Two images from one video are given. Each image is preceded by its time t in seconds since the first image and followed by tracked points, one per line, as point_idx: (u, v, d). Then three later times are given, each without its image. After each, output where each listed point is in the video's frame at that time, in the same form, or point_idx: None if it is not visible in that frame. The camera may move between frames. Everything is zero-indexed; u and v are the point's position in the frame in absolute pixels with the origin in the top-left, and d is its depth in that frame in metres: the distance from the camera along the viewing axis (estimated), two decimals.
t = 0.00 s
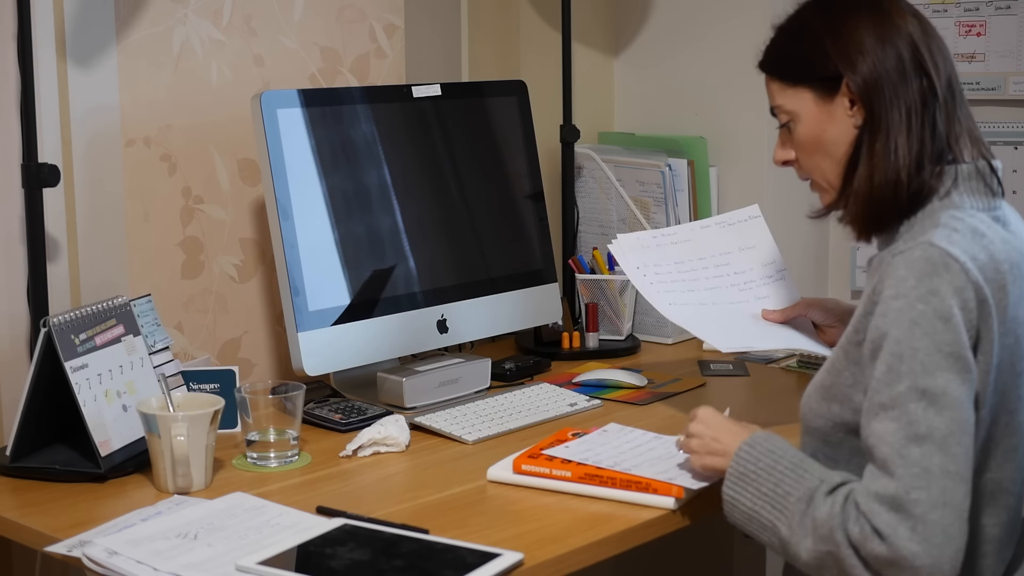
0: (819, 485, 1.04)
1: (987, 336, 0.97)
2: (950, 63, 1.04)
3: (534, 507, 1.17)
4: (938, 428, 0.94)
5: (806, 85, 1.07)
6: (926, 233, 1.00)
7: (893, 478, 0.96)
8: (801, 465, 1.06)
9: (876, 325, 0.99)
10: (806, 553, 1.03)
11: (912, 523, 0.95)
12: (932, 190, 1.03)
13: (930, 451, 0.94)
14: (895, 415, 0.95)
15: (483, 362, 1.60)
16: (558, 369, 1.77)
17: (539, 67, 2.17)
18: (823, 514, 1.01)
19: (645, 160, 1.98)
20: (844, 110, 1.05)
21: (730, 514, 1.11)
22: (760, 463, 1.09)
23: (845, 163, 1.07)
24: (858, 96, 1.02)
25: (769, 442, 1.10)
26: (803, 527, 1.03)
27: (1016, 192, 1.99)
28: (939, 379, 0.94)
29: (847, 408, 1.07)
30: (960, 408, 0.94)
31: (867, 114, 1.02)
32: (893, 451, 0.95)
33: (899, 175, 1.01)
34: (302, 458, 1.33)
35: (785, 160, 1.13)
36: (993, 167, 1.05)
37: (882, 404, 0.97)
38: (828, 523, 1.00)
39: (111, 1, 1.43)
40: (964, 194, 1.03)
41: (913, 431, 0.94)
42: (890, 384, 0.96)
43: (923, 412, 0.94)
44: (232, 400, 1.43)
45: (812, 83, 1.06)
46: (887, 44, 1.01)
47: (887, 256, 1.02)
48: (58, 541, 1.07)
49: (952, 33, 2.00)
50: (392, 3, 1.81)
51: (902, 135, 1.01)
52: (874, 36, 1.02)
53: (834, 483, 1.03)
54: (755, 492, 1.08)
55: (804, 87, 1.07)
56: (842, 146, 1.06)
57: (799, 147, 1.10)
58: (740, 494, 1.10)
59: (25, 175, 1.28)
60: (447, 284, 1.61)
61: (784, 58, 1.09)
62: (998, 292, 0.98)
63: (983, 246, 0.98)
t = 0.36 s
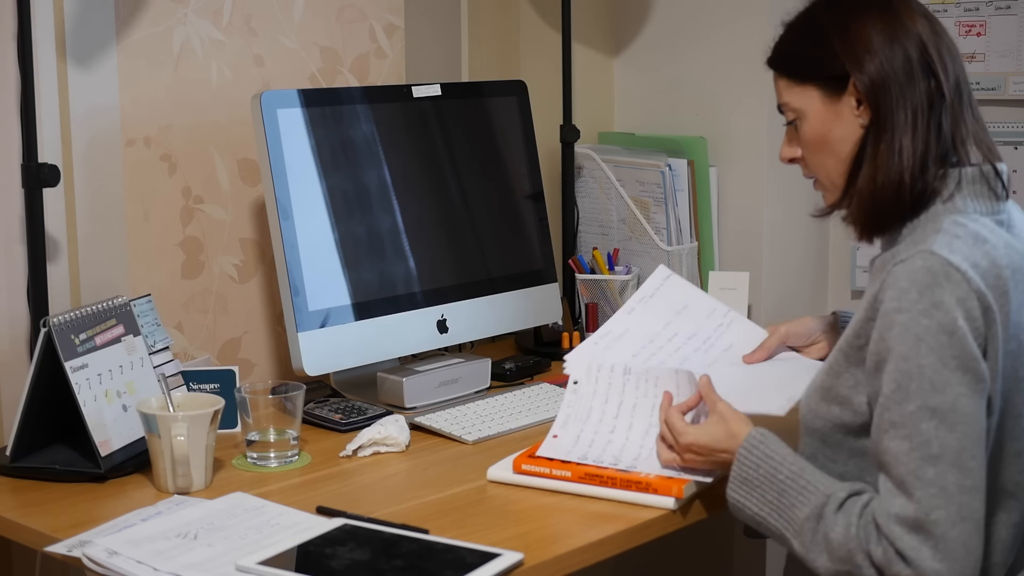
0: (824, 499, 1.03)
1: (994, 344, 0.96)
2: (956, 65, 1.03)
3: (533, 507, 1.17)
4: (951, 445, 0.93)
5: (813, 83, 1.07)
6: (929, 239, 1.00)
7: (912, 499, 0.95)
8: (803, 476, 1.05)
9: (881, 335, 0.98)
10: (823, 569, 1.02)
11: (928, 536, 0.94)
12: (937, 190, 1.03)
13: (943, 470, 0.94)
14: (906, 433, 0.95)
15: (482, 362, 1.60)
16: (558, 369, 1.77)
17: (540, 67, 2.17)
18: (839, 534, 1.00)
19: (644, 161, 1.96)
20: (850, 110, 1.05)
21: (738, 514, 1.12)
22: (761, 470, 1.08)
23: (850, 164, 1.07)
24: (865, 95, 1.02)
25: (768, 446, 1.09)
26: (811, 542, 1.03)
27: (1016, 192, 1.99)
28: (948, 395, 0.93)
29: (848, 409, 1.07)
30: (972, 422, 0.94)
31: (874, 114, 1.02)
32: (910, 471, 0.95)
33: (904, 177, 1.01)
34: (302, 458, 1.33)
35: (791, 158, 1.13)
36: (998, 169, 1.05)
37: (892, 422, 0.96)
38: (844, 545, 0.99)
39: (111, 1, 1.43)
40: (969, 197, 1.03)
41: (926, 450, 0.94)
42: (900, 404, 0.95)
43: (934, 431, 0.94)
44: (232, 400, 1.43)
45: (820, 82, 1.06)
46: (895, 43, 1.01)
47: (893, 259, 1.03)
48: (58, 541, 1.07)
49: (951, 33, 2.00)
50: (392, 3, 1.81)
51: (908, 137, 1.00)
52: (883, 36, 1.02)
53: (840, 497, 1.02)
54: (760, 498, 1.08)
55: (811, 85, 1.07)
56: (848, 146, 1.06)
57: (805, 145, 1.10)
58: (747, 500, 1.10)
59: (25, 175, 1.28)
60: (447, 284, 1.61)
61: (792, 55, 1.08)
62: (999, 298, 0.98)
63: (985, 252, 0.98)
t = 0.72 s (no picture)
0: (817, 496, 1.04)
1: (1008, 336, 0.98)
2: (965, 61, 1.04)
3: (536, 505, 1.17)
4: (965, 438, 0.95)
5: (830, 70, 1.04)
6: (937, 230, 1.00)
7: (926, 493, 0.96)
8: (784, 478, 1.06)
9: (892, 327, 0.99)
10: (824, 569, 1.02)
11: (941, 528, 0.96)
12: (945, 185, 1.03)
13: (955, 462, 0.95)
14: (920, 425, 0.96)
15: (482, 362, 1.60)
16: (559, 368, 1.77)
17: (540, 67, 2.17)
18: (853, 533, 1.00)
19: (645, 160, 1.96)
20: (867, 100, 1.04)
21: (695, 537, 1.09)
22: (734, 480, 1.08)
23: (861, 154, 1.05)
24: (887, 84, 1.01)
25: (737, 456, 1.09)
26: (812, 540, 1.03)
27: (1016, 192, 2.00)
28: (964, 387, 0.95)
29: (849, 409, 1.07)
30: (986, 415, 0.95)
31: (895, 103, 1.01)
32: (923, 464, 0.96)
33: (921, 168, 1.01)
34: (302, 458, 1.33)
35: (787, 146, 1.10)
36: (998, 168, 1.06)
37: (905, 413, 0.97)
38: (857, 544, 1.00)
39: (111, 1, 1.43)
40: (972, 191, 1.03)
41: (942, 443, 0.95)
42: (915, 395, 0.96)
43: (950, 423, 0.95)
44: (232, 400, 1.43)
45: (838, 69, 1.04)
46: (916, 36, 1.01)
47: (901, 252, 1.03)
48: (58, 541, 1.07)
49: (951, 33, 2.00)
50: (392, 3, 1.81)
51: (927, 129, 1.00)
52: (904, 27, 1.01)
53: (835, 493, 1.04)
54: (734, 508, 1.07)
55: (828, 72, 1.04)
56: (862, 135, 1.05)
57: (810, 133, 1.07)
58: (716, 512, 1.08)
59: (25, 175, 1.28)
60: (447, 284, 1.61)
61: (806, 38, 1.06)
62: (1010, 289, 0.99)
63: (994, 245, 0.99)
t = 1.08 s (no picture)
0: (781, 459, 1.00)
1: (987, 338, 0.97)
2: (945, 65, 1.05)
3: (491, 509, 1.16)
4: (923, 441, 0.93)
5: (820, 57, 1.04)
6: (919, 232, 0.99)
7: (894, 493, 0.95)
8: (764, 431, 1.02)
9: (867, 324, 0.97)
10: (767, 533, 0.99)
11: (884, 525, 0.95)
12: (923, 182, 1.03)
13: (915, 464, 0.93)
14: (881, 421, 0.94)
15: (482, 362, 1.60)
16: (558, 369, 1.78)
17: (540, 67, 2.17)
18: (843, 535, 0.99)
19: (644, 160, 1.99)
20: (856, 92, 1.03)
21: (664, 452, 1.07)
22: (715, 414, 1.04)
23: (844, 145, 1.05)
24: (878, 78, 1.01)
25: (728, 393, 1.05)
26: (763, 499, 0.99)
27: (1016, 192, 1.99)
28: (930, 390, 0.93)
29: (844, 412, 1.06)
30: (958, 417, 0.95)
31: (884, 98, 1.01)
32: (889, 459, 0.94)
33: (904, 164, 1.01)
34: (302, 458, 1.33)
35: (764, 129, 1.09)
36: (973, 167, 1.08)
37: (868, 408, 0.95)
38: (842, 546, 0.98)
39: (111, 1, 1.43)
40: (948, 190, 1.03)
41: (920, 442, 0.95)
42: (881, 392, 0.94)
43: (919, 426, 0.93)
44: (232, 400, 1.43)
45: (829, 58, 1.03)
46: (909, 34, 1.01)
47: (883, 252, 1.01)
48: (58, 541, 1.07)
49: (951, 33, 1.98)
50: (392, 3, 1.81)
51: (914, 127, 1.00)
52: (897, 23, 1.01)
53: (805, 467, 0.99)
54: (705, 441, 1.04)
55: (818, 59, 1.04)
56: (848, 126, 1.04)
57: (792, 119, 1.07)
58: (690, 442, 1.05)
59: (25, 175, 1.28)
60: (446, 284, 1.61)
61: (797, 23, 1.05)
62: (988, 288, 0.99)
63: (973, 245, 0.99)
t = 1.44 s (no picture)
0: (739, 494, 1.04)
1: (956, 366, 0.97)
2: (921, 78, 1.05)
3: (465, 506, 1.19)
4: (877, 471, 0.95)
5: (798, 65, 1.03)
6: (889, 257, 0.99)
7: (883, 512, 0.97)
8: (718, 466, 1.07)
9: (830, 352, 0.98)
10: (724, 567, 1.03)
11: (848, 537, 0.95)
12: (898, 197, 1.03)
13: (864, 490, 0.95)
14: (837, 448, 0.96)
15: (483, 362, 1.60)
16: (558, 369, 1.77)
17: (540, 67, 2.17)
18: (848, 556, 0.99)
19: (644, 160, 1.98)
20: (831, 102, 1.03)
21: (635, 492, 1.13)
22: (671, 453, 1.10)
23: (815, 155, 1.05)
24: (855, 89, 1.01)
25: (684, 432, 1.11)
26: (718, 534, 1.04)
27: (1016, 192, 1.94)
28: (885, 423, 0.94)
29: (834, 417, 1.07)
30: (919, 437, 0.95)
31: (860, 110, 1.01)
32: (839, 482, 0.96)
33: (877, 177, 1.02)
34: (302, 458, 1.33)
35: (735, 134, 1.09)
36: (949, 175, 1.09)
37: (826, 437, 0.97)
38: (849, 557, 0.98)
39: (111, 1, 1.43)
40: (923, 203, 1.03)
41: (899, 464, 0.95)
42: (836, 423, 0.96)
43: (893, 450, 0.95)
44: (232, 400, 1.43)
45: (805, 66, 1.03)
46: (888, 46, 1.01)
47: (855, 275, 1.02)
48: (58, 541, 1.07)
49: (951, 33, 1.96)
50: (393, 3, 1.81)
51: (887, 143, 1.01)
52: (877, 33, 1.01)
53: (754, 497, 1.04)
54: (668, 481, 1.09)
55: (795, 67, 1.03)
56: (821, 136, 1.04)
57: (764, 126, 1.07)
58: (654, 483, 1.10)
59: (25, 175, 1.28)
60: (446, 284, 1.61)
61: (775, 28, 1.04)
62: (962, 311, 0.98)
63: (945, 266, 0.98)
